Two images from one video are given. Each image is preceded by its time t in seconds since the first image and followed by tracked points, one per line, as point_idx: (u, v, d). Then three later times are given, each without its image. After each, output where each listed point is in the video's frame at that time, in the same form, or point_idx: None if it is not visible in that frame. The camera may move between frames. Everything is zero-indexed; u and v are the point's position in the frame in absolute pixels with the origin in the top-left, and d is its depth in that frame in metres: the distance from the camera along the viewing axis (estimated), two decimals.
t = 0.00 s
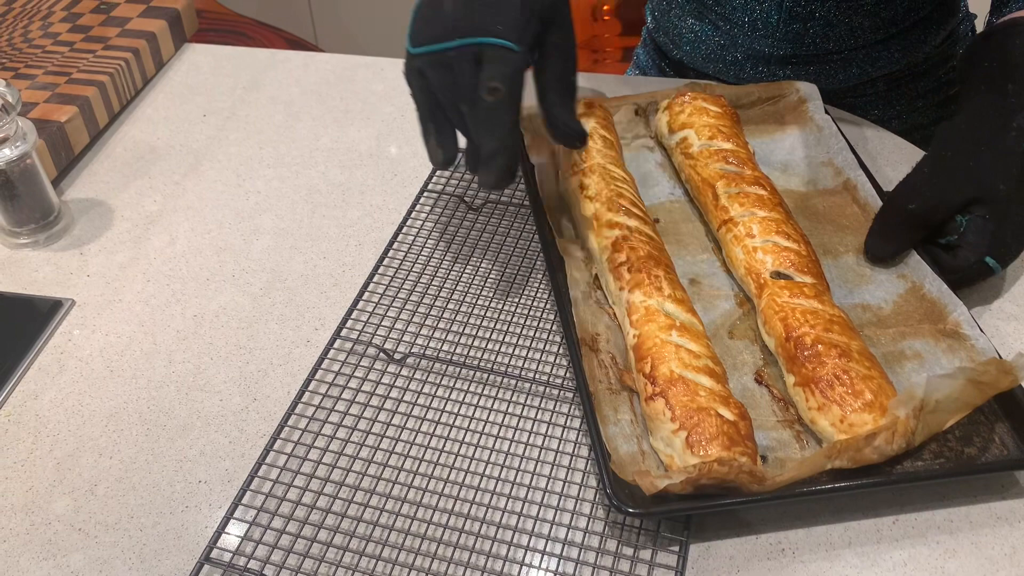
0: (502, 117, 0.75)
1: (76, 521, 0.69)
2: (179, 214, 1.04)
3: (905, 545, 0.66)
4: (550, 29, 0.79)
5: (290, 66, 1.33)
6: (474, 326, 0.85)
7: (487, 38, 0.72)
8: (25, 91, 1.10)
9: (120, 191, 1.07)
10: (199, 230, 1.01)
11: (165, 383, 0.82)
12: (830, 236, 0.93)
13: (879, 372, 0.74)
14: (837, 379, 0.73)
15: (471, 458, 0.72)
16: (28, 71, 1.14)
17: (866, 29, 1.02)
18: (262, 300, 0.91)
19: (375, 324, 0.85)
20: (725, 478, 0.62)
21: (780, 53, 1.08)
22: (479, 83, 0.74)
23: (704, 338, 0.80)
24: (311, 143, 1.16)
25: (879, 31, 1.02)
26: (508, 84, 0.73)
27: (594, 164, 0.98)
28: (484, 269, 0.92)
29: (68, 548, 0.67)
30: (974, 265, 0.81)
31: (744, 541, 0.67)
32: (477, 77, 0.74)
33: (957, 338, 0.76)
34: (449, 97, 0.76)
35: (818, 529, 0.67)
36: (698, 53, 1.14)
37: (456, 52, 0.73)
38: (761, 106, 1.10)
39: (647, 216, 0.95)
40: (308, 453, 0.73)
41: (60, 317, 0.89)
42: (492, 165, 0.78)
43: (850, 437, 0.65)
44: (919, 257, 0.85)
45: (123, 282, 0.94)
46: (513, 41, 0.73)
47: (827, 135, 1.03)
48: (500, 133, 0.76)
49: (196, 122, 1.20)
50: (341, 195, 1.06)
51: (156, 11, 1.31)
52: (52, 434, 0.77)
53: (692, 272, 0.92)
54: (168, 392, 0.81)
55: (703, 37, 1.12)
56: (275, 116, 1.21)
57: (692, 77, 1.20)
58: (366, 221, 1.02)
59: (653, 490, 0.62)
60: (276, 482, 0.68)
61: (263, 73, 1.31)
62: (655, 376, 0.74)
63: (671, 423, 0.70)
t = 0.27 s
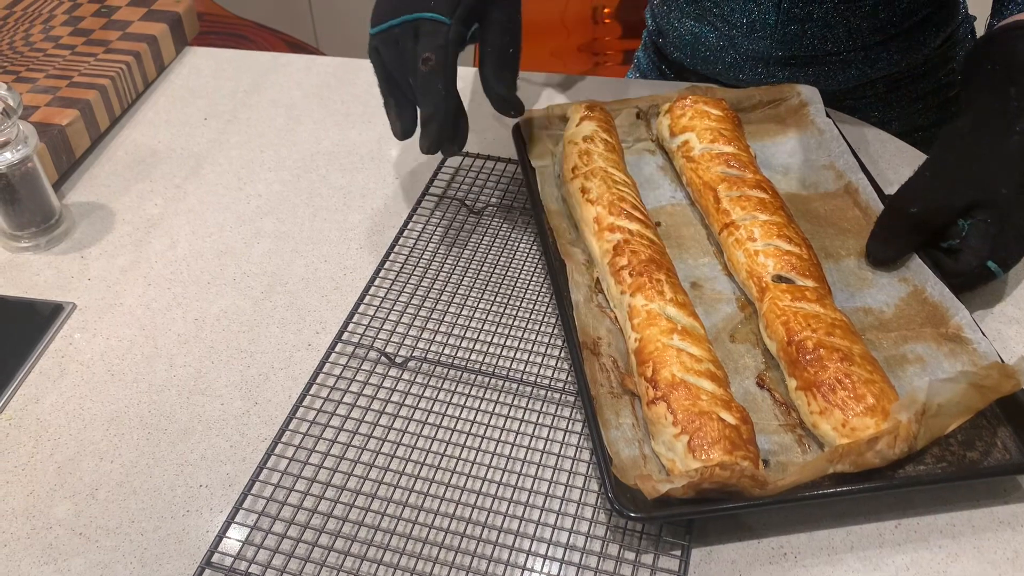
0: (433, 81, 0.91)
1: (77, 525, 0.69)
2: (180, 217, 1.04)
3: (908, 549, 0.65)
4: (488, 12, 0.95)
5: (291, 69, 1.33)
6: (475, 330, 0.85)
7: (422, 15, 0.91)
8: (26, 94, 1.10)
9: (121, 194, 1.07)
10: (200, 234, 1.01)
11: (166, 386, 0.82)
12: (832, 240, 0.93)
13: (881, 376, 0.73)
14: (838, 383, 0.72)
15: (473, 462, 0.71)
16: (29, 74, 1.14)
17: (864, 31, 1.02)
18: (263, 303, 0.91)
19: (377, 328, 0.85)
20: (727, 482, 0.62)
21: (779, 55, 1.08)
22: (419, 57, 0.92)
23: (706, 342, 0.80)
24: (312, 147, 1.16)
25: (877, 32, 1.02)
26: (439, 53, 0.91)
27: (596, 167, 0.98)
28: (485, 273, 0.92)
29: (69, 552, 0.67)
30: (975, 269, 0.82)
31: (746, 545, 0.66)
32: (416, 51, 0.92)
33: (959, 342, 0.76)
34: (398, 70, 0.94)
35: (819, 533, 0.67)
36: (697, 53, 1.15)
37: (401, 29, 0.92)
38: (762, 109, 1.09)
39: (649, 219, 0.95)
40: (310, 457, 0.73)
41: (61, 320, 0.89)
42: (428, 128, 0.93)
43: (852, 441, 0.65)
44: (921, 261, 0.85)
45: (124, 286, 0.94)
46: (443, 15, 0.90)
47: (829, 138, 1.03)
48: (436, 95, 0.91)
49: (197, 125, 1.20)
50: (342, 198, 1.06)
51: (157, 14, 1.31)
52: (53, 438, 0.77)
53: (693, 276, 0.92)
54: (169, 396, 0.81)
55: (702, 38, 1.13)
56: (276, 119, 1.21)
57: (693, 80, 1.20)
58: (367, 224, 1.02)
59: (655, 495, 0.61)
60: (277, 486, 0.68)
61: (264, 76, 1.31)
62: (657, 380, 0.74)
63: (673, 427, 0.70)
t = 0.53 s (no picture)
0: (428, 86, 0.91)
1: (77, 535, 0.69)
2: (180, 225, 1.04)
3: (908, 558, 0.65)
4: (480, 18, 0.96)
5: (290, 76, 1.33)
6: (475, 338, 0.85)
7: (416, 22, 0.91)
8: (26, 102, 1.10)
9: (121, 202, 1.07)
10: (200, 242, 1.01)
11: (167, 395, 0.82)
12: (831, 248, 0.93)
13: (881, 385, 0.73)
14: (839, 392, 0.72)
15: (473, 471, 0.71)
16: (29, 82, 1.14)
17: (862, 37, 1.03)
18: (263, 311, 0.91)
19: (377, 336, 0.85)
20: (727, 491, 0.62)
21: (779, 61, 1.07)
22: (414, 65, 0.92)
23: (707, 351, 0.80)
24: (312, 154, 1.16)
25: (875, 39, 1.03)
26: (433, 59, 0.91)
27: (596, 175, 0.98)
28: (485, 281, 0.92)
29: (69, 562, 0.67)
30: (975, 277, 0.81)
31: (747, 554, 0.66)
32: (411, 58, 0.93)
33: (959, 350, 0.76)
34: (395, 78, 0.95)
35: (820, 543, 0.67)
36: (696, 60, 1.15)
37: (397, 38, 0.92)
38: (761, 117, 1.10)
39: (648, 227, 0.95)
40: (310, 466, 0.73)
41: (61, 329, 0.89)
42: (425, 133, 0.94)
43: (852, 450, 0.65)
44: (921, 269, 0.85)
45: (124, 293, 0.94)
46: (436, 22, 0.91)
47: (828, 146, 1.03)
48: (432, 101, 0.92)
49: (197, 133, 1.20)
50: (342, 206, 1.06)
51: (157, 21, 1.31)
52: (53, 447, 0.77)
53: (693, 284, 0.92)
54: (169, 405, 0.81)
55: (701, 45, 1.13)
56: (276, 127, 1.21)
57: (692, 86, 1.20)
58: (367, 231, 1.02)
59: (656, 504, 0.61)
60: (277, 495, 0.68)
61: (264, 83, 1.31)
62: (657, 389, 0.74)
63: (673, 436, 0.70)
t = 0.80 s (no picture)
0: (407, 84, 0.92)
1: (76, 547, 0.69)
2: (178, 235, 1.04)
3: (904, 570, 0.66)
4: (462, 22, 0.98)
5: (288, 85, 1.33)
6: (472, 349, 0.85)
7: (399, 23, 0.93)
8: (24, 112, 1.10)
9: (119, 212, 1.08)
10: (198, 252, 1.01)
11: (165, 406, 0.82)
12: (827, 259, 0.94)
13: (876, 397, 0.74)
14: (834, 403, 0.73)
15: (471, 483, 0.72)
16: (28, 92, 1.15)
17: (857, 48, 1.03)
18: (261, 322, 0.91)
19: (375, 347, 0.85)
20: (724, 503, 0.62)
21: (773, 72, 1.08)
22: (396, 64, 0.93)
23: (704, 363, 0.80)
24: (309, 163, 1.16)
25: (869, 50, 1.04)
26: (413, 58, 0.92)
27: (592, 187, 0.98)
28: (482, 291, 0.92)
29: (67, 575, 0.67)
30: (970, 288, 0.82)
31: (743, 566, 0.67)
32: (393, 58, 0.94)
33: (954, 362, 0.77)
34: (377, 78, 0.95)
35: (816, 554, 0.67)
36: (693, 70, 1.16)
37: (379, 38, 0.94)
38: (757, 128, 1.11)
39: (645, 238, 0.95)
40: (308, 478, 0.73)
41: (59, 339, 0.89)
42: (403, 131, 0.93)
43: (848, 462, 0.66)
44: (916, 281, 0.85)
45: (123, 304, 0.94)
46: (417, 23, 0.93)
47: (823, 158, 1.03)
48: (410, 99, 0.92)
49: (195, 142, 1.20)
50: (339, 216, 1.07)
51: (155, 31, 1.32)
52: (51, 459, 0.77)
53: (689, 294, 0.92)
54: (167, 416, 0.81)
55: (698, 55, 1.13)
56: (274, 136, 1.22)
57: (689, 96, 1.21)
58: (365, 242, 1.02)
59: (653, 516, 0.62)
60: (276, 507, 0.68)
61: (263, 93, 1.32)
62: (654, 400, 0.74)
63: (670, 448, 0.70)
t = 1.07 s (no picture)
0: (407, 91, 0.92)
1: (70, 550, 0.69)
2: (174, 237, 1.04)
3: (901, 573, 0.66)
4: (460, 25, 0.96)
5: (285, 88, 1.33)
6: (469, 351, 0.85)
7: (397, 29, 0.93)
8: (20, 115, 1.10)
9: (115, 214, 1.07)
10: (194, 254, 1.01)
11: (160, 409, 0.82)
12: (824, 262, 0.94)
13: (873, 400, 0.74)
14: (831, 407, 0.73)
15: (467, 486, 0.71)
16: (24, 94, 1.14)
17: (853, 52, 1.04)
18: (257, 324, 0.91)
19: (371, 350, 0.85)
20: (720, 506, 0.62)
21: (770, 76, 1.08)
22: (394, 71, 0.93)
23: (701, 366, 0.80)
24: (306, 166, 1.16)
25: (865, 54, 1.04)
26: (411, 65, 0.92)
27: (589, 190, 0.98)
28: (479, 294, 0.92)
29: None
30: (966, 291, 0.82)
31: (740, 569, 0.67)
32: (392, 64, 0.94)
33: (950, 365, 0.77)
34: (377, 84, 0.95)
35: (813, 557, 0.67)
36: (689, 73, 1.16)
37: (378, 45, 0.94)
38: (754, 131, 1.11)
39: (641, 241, 0.95)
40: (304, 481, 0.73)
41: (54, 342, 0.88)
42: (404, 138, 0.94)
43: (844, 465, 0.66)
44: (912, 284, 0.85)
45: (118, 306, 0.94)
46: (414, 30, 0.93)
47: (820, 161, 1.04)
48: (409, 107, 0.92)
49: (192, 144, 1.20)
50: (336, 219, 1.07)
51: (152, 33, 1.32)
52: (46, 462, 0.76)
53: (686, 297, 0.92)
54: (163, 419, 0.81)
55: (694, 59, 1.14)
56: (270, 139, 1.22)
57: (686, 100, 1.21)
58: (362, 244, 1.02)
59: (649, 519, 0.61)
60: (271, 510, 0.68)
61: (259, 96, 1.31)
62: (651, 403, 0.74)
63: (667, 451, 0.70)
